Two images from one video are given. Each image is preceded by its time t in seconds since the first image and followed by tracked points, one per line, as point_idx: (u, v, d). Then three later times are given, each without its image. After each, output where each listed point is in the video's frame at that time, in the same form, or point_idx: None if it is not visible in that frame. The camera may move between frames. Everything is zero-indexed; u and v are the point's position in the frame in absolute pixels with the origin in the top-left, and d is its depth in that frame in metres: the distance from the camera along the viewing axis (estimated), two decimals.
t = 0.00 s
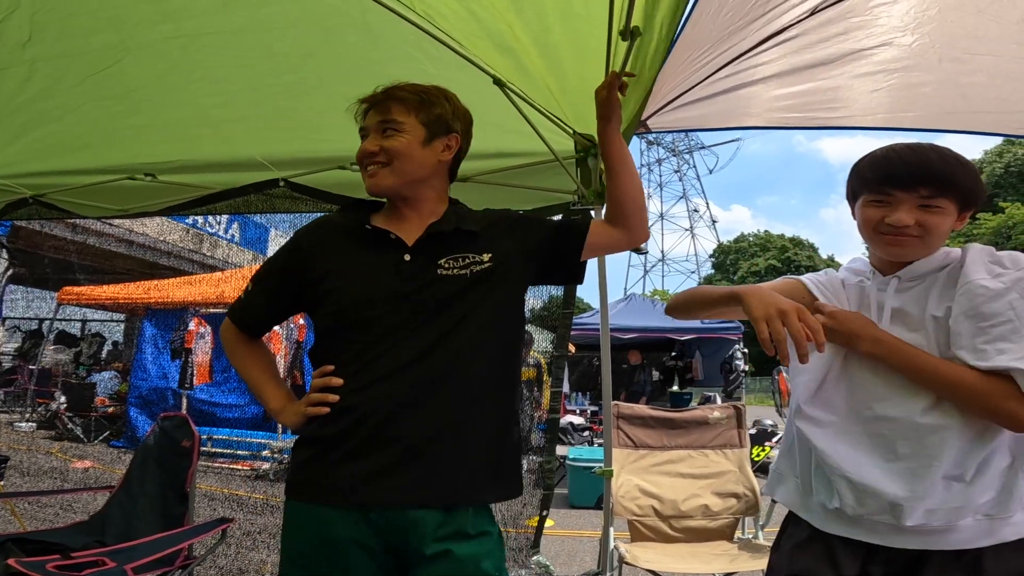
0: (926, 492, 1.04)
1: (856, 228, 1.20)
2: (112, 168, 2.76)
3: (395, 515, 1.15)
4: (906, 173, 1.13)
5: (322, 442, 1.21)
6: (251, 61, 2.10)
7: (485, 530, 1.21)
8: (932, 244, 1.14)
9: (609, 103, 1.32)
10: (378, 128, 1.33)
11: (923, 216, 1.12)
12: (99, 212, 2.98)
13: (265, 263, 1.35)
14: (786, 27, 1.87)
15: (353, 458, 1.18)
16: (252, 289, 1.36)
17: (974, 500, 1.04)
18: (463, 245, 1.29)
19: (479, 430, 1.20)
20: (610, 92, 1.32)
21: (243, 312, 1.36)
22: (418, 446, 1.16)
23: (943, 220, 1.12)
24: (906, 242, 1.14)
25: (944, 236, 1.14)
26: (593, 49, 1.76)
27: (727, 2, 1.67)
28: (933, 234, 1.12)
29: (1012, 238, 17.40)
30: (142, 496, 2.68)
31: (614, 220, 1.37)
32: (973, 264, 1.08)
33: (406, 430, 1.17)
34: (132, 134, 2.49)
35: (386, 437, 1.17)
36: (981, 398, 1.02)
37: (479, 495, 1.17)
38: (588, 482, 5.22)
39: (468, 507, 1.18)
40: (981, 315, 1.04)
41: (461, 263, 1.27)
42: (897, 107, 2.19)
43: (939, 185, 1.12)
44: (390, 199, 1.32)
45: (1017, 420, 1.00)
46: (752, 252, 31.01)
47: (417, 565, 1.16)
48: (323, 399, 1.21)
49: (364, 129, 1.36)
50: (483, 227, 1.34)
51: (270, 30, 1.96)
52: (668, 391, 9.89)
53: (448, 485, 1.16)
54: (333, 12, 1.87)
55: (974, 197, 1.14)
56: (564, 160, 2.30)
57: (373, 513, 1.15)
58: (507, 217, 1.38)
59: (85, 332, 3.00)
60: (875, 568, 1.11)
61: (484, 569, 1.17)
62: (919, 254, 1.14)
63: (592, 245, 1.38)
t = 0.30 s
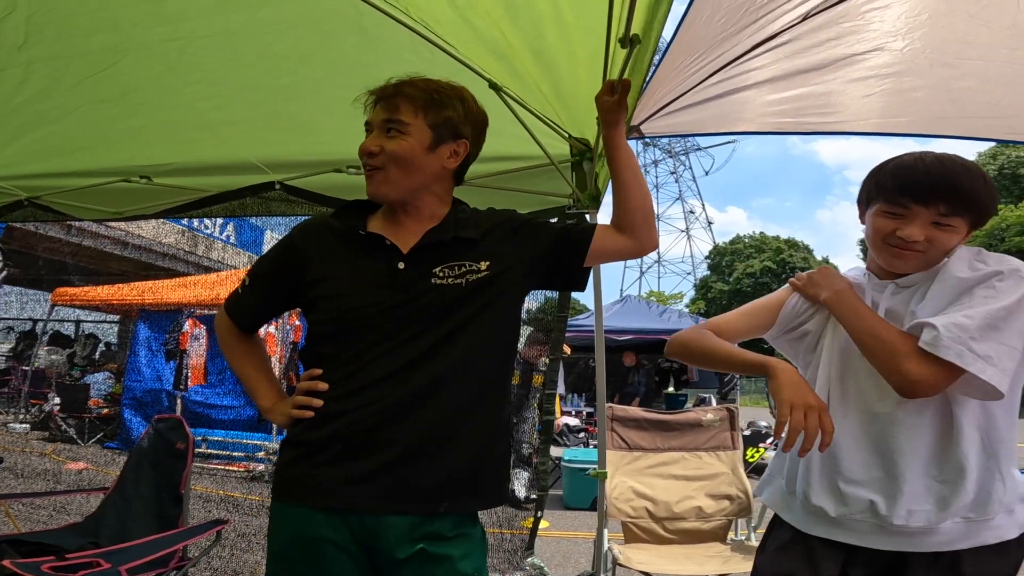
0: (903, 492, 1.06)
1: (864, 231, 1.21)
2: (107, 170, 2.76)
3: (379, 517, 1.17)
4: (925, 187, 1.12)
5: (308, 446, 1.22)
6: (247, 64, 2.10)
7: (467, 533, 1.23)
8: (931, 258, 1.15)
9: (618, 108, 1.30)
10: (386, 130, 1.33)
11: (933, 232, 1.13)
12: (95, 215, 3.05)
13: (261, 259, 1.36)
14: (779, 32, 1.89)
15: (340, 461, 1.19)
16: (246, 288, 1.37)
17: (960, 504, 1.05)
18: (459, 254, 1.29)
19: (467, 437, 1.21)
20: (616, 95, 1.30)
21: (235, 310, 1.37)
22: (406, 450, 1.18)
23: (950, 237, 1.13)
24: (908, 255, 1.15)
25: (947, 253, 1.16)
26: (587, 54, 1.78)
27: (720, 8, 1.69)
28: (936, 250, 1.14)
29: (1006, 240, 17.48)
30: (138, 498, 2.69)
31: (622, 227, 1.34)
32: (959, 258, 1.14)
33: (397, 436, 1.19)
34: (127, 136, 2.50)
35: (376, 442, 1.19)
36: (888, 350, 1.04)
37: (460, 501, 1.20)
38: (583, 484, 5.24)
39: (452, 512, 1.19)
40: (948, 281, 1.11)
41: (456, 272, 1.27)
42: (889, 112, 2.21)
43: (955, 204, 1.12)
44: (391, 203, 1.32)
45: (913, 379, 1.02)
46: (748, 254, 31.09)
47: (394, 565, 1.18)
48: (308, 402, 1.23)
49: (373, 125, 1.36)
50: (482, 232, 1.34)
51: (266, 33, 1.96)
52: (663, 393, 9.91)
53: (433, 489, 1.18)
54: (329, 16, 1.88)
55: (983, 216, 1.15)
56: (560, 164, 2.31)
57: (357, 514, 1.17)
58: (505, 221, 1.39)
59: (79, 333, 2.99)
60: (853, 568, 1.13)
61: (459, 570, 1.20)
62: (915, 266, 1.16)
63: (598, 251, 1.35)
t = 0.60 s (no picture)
0: (890, 490, 1.07)
1: (858, 238, 1.19)
2: (100, 171, 2.75)
3: (368, 521, 1.17)
4: (928, 198, 1.10)
5: (297, 450, 1.22)
6: (239, 65, 2.10)
7: (456, 536, 1.24)
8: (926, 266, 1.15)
9: (610, 109, 1.30)
10: (394, 138, 1.31)
11: (928, 243, 1.12)
12: (87, 216, 3.02)
13: (248, 258, 1.35)
14: (770, 33, 1.89)
15: (329, 465, 1.19)
16: (232, 287, 1.36)
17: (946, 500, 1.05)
18: (450, 259, 1.29)
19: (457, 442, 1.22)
20: (609, 96, 1.30)
21: (221, 310, 1.36)
22: (395, 455, 1.18)
23: (944, 246, 1.13)
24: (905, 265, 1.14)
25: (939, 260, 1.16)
26: (578, 56, 1.78)
27: (711, 8, 1.69)
28: (930, 259, 1.13)
29: (1002, 241, 17.52)
30: (129, 498, 2.69)
31: (611, 228, 1.34)
32: (947, 259, 1.15)
33: (387, 441, 1.19)
34: (120, 137, 2.49)
35: (367, 447, 1.19)
36: (852, 328, 1.06)
37: (450, 505, 1.20)
38: (578, 484, 5.25)
39: (441, 516, 1.20)
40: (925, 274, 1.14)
41: (447, 279, 1.27)
42: (880, 114, 2.22)
43: (954, 215, 1.11)
44: (387, 211, 1.31)
45: (874, 357, 1.04)
46: (745, 254, 31.14)
47: (382, 568, 1.19)
48: (296, 407, 1.23)
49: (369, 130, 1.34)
50: (475, 239, 1.35)
51: (257, 34, 1.96)
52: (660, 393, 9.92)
53: (422, 494, 1.18)
54: (320, 18, 1.88)
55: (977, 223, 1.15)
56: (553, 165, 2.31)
57: (348, 518, 1.18)
58: (495, 226, 1.39)
59: (74, 334, 3.00)
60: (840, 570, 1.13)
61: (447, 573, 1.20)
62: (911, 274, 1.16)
63: (586, 253, 1.35)
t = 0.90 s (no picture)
0: (888, 505, 1.12)
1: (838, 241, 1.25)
2: (95, 173, 2.75)
3: (370, 526, 1.18)
4: (876, 188, 1.18)
5: (294, 457, 1.20)
6: (234, 67, 2.10)
7: (450, 537, 1.26)
8: (909, 251, 1.18)
9: (597, 112, 1.31)
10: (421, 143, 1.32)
11: (899, 227, 1.17)
12: (83, 218, 3.04)
13: (230, 260, 1.30)
14: (765, 33, 1.89)
15: (329, 471, 1.19)
16: (211, 290, 1.29)
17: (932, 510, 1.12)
18: (444, 264, 1.30)
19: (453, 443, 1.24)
20: (597, 98, 1.31)
21: (197, 313, 1.30)
22: (391, 460, 1.19)
23: (920, 228, 1.17)
24: (887, 254, 1.18)
25: (925, 243, 1.19)
26: (572, 58, 1.79)
27: (703, 10, 1.69)
28: (910, 244, 1.17)
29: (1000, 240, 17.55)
30: (125, 499, 2.69)
31: (591, 231, 1.35)
32: (924, 240, 1.18)
33: (386, 446, 1.19)
34: (116, 139, 2.49)
35: (364, 454, 1.19)
36: (921, 381, 1.09)
37: (449, 507, 1.22)
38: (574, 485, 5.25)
39: (437, 518, 1.21)
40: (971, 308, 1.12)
41: (442, 284, 1.28)
42: (874, 115, 2.23)
43: (914, 197, 1.17)
44: (385, 211, 1.31)
45: (931, 412, 1.08)
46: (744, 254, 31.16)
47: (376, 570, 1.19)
48: (294, 413, 1.21)
49: (394, 135, 1.33)
50: (468, 243, 1.36)
51: (251, 36, 1.96)
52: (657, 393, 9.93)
53: (418, 499, 1.19)
54: (315, 20, 1.88)
55: (951, 201, 1.19)
56: (549, 166, 2.31)
57: (349, 524, 1.18)
58: (486, 229, 1.40)
59: (71, 334, 3.00)
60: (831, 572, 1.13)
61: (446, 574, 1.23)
62: (897, 263, 1.19)
63: (565, 256, 1.37)
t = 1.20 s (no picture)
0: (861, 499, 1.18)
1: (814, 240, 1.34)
2: (94, 172, 2.74)
3: (376, 526, 1.18)
4: (832, 179, 1.27)
5: (299, 457, 1.19)
6: (233, 66, 2.10)
7: (450, 534, 1.25)
8: (880, 237, 1.23)
9: (595, 111, 1.31)
10: (427, 145, 1.31)
11: (858, 214, 1.24)
12: (82, 218, 3.04)
13: (231, 252, 1.28)
14: (764, 32, 1.89)
15: (333, 472, 1.18)
16: (206, 285, 1.28)
17: (908, 504, 1.17)
18: (444, 262, 1.30)
19: (454, 441, 1.24)
20: (597, 96, 1.31)
21: (193, 309, 1.29)
22: (392, 459, 1.18)
23: (881, 214, 1.23)
24: (854, 243, 1.25)
25: (892, 229, 1.24)
26: (571, 58, 1.79)
27: (701, 10, 1.69)
28: (873, 228, 1.23)
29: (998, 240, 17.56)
30: (123, 498, 2.68)
31: (584, 229, 1.34)
32: (888, 222, 1.23)
33: (390, 447, 1.19)
34: (115, 138, 2.48)
35: (366, 455, 1.18)
36: (985, 435, 1.13)
37: (452, 503, 1.23)
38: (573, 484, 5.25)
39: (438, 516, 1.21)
40: (993, 349, 1.11)
41: (443, 280, 1.28)
42: (872, 115, 2.24)
43: (863, 183, 1.24)
44: (393, 210, 1.30)
45: (1005, 448, 1.15)
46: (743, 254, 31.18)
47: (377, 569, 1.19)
48: (298, 411, 1.18)
49: (406, 135, 1.31)
50: (467, 240, 1.36)
51: (250, 36, 1.96)
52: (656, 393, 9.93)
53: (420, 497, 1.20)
54: (314, 19, 1.88)
55: (909, 182, 1.25)
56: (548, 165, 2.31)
57: (355, 524, 1.17)
58: (485, 227, 1.40)
59: (70, 334, 2.99)
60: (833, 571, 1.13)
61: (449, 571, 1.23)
62: (867, 251, 1.25)
63: (559, 255, 1.37)
